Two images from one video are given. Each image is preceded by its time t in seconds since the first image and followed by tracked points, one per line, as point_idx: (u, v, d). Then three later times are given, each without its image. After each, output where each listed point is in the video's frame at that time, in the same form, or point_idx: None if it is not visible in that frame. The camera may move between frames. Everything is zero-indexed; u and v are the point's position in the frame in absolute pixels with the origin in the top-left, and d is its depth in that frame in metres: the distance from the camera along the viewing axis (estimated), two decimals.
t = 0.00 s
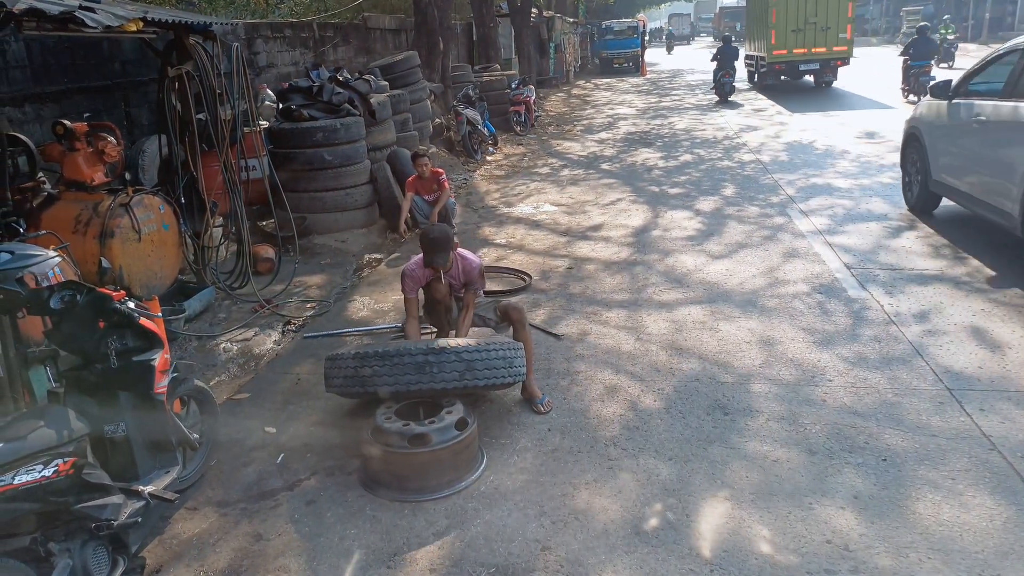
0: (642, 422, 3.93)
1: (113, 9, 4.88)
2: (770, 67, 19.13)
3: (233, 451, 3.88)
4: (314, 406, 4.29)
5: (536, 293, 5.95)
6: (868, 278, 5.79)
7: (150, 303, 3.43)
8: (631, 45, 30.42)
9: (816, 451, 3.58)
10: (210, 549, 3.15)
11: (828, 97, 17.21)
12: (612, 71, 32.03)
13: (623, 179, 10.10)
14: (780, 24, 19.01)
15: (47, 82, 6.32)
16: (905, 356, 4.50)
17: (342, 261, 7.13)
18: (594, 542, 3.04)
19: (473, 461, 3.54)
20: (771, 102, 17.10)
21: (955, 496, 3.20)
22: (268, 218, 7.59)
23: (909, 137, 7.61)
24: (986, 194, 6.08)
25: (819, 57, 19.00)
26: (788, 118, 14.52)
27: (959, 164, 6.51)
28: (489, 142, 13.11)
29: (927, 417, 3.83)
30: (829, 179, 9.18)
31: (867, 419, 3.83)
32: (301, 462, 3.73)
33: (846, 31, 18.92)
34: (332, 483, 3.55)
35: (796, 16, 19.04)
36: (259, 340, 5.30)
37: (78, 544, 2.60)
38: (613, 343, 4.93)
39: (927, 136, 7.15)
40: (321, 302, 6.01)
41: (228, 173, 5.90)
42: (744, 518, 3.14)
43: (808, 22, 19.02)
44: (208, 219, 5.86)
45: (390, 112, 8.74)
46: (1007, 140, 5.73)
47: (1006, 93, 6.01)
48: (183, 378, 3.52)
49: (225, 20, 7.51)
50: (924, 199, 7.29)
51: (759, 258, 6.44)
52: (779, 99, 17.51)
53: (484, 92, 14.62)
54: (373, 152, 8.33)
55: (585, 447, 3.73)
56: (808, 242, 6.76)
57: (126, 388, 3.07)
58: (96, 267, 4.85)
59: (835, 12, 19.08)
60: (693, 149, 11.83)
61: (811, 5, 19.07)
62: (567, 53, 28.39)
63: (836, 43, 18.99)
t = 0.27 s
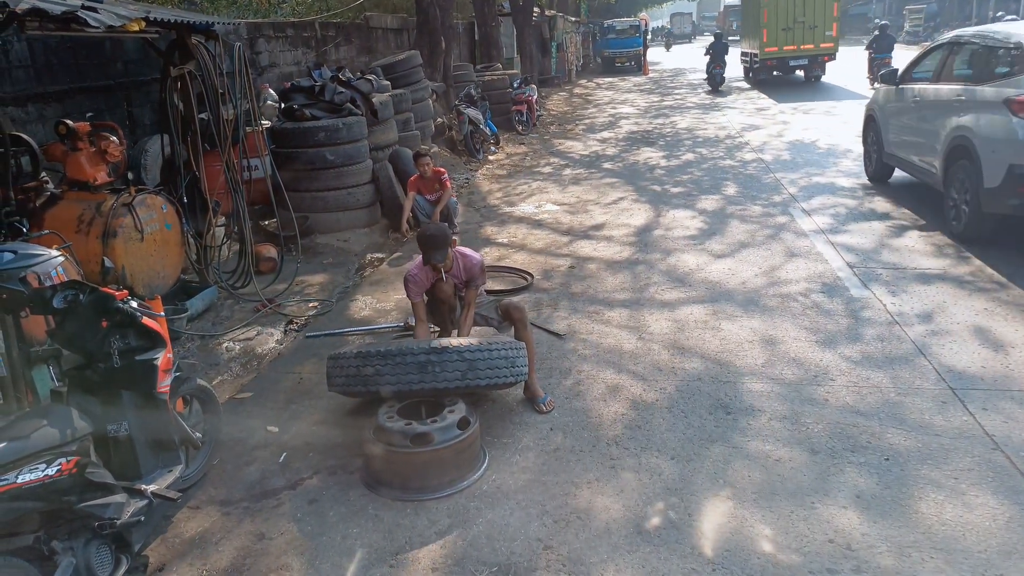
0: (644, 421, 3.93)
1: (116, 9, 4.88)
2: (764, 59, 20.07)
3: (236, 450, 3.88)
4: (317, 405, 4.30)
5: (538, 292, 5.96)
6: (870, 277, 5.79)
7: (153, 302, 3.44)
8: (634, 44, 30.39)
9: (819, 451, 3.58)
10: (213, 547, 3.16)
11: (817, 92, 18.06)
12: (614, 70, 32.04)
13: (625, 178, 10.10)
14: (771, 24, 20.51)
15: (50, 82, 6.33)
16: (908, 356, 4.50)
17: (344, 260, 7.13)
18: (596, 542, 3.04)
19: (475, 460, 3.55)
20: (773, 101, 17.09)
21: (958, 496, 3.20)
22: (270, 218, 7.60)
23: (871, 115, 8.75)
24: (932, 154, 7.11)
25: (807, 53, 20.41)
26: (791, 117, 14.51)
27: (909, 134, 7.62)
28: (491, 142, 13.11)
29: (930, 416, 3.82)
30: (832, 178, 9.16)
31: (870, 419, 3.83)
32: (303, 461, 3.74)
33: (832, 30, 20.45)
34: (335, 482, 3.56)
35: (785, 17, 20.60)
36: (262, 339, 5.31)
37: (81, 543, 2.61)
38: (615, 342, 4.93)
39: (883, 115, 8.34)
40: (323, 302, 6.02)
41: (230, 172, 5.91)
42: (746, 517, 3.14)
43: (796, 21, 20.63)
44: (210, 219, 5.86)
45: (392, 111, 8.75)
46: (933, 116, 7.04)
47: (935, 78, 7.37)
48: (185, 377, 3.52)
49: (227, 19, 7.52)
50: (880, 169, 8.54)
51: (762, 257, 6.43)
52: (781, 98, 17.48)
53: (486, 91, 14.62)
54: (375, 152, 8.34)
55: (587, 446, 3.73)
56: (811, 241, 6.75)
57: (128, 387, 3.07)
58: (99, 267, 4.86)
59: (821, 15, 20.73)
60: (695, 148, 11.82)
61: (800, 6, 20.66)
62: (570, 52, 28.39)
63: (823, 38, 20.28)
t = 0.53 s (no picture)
0: (646, 420, 3.94)
1: (120, 7, 4.86)
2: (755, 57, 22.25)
3: (239, 448, 3.89)
4: (319, 404, 4.30)
5: (540, 291, 5.96)
6: (873, 276, 5.79)
7: (156, 301, 3.44)
8: (636, 42, 30.35)
9: (822, 450, 3.58)
10: (217, 545, 3.17)
11: (811, 87, 18.62)
12: (616, 69, 32.03)
13: (628, 177, 10.09)
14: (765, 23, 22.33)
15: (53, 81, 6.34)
16: (911, 354, 4.50)
17: (347, 259, 7.14)
18: (599, 540, 3.05)
19: (478, 458, 3.55)
20: (776, 100, 17.08)
21: (961, 495, 3.20)
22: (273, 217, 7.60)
23: (843, 102, 10.03)
24: (888, 130, 8.44)
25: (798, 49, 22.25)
26: (793, 115, 14.50)
27: (867, 118, 9.06)
28: (493, 141, 13.10)
29: (933, 415, 3.82)
30: (834, 177, 9.15)
31: (873, 418, 3.83)
32: (306, 460, 3.75)
33: (820, 28, 22.37)
34: (337, 480, 3.56)
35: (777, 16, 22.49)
36: (265, 338, 5.32)
37: (85, 541, 2.62)
38: (617, 341, 4.94)
39: (854, 98, 9.61)
40: (326, 301, 6.03)
41: (233, 172, 5.92)
42: (749, 517, 3.14)
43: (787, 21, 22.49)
44: (213, 218, 5.87)
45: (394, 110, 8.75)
46: (882, 102, 8.62)
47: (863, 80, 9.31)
48: (188, 375, 3.53)
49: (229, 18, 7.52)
50: (851, 147, 9.79)
51: (765, 256, 6.43)
52: (784, 97, 17.47)
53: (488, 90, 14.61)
54: (377, 151, 8.34)
55: (589, 445, 3.73)
56: (813, 240, 6.75)
57: (132, 385, 3.08)
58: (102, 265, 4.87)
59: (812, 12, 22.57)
60: (698, 146, 11.81)
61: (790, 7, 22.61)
62: (572, 51, 28.36)
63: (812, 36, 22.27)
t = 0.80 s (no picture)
0: (649, 418, 3.93)
1: (122, 7, 4.87)
2: (753, 53, 23.32)
3: (242, 446, 3.90)
4: (322, 402, 4.31)
5: (543, 290, 5.96)
6: (876, 275, 5.77)
7: (159, 299, 3.44)
8: (639, 40, 30.31)
9: (825, 449, 3.57)
10: (220, 543, 3.18)
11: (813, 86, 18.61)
12: (619, 67, 32.02)
13: (631, 175, 10.09)
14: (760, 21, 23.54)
15: (57, 80, 6.34)
16: (915, 353, 4.49)
17: (350, 258, 7.14)
18: (601, 539, 3.05)
19: (481, 457, 3.55)
20: (779, 98, 17.06)
21: (965, 493, 3.20)
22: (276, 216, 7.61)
23: (824, 91, 11.25)
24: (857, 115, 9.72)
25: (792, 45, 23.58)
26: (796, 114, 14.49)
27: (848, 98, 10.03)
28: (496, 139, 13.10)
29: (937, 414, 3.82)
30: (838, 175, 9.13)
31: (876, 416, 3.82)
32: (309, 458, 3.75)
33: (813, 24, 23.81)
34: (340, 478, 3.57)
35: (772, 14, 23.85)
36: (268, 336, 5.32)
37: (89, 539, 2.62)
38: (620, 339, 4.93)
39: (831, 90, 10.89)
40: (329, 299, 6.03)
41: (236, 170, 5.93)
42: (752, 515, 3.14)
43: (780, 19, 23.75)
44: (216, 217, 5.88)
45: (397, 109, 8.75)
46: (854, 89, 9.84)
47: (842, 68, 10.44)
48: (192, 374, 3.54)
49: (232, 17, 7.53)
50: (828, 131, 11.04)
51: (768, 254, 6.42)
52: (787, 95, 17.44)
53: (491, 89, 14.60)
54: (380, 149, 8.35)
55: (592, 443, 3.73)
56: (817, 238, 6.74)
57: (135, 384, 3.09)
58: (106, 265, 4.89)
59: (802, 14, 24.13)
60: (701, 145, 11.79)
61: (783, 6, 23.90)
62: (575, 49, 28.36)
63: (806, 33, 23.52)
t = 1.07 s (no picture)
0: (652, 417, 3.93)
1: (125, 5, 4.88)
2: (750, 49, 24.31)
3: (246, 444, 3.91)
4: (326, 400, 4.32)
5: (546, 288, 5.96)
6: (879, 273, 5.76)
7: (163, 298, 3.45)
8: (642, 38, 30.26)
9: (829, 447, 3.57)
10: (224, 541, 3.18)
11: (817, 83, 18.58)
12: (622, 64, 32.01)
13: (633, 174, 10.08)
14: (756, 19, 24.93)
15: (60, 79, 6.36)
16: (919, 351, 4.48)
17: (353, 256, 7.15)
18: (604, 537, 3.05)
19: (483, 455, 3.56)
20: (782, 96, 17.03)
21: (968, 492, 3.19)
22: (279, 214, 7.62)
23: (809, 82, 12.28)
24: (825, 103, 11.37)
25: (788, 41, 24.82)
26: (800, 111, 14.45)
27: (832, 82, 11.03)
28: (499, 138, 13.09)
29: (941, 412, 3.81)
30: (842, 173, 9.12)
31: (880, 415, 3.81)
32: (313, 457, 3.76)
33: (806, 22, 24.97)
34: (344, 476, 3.57)
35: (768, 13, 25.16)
36: (271, 335, 5.33)
37: (94, 536, 2.63)
38: (623, 337, 4.93)
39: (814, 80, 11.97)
40: (332, 298, 6.04)
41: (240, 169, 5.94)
42: (755, 513, 3.13)
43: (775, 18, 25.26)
44: (219, 215, 5.89)
45: (400, 108, 8.75)
46: (829, 80, 11.17)
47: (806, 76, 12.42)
48: (196, 372, 3.55)
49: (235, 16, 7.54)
50: (812, 116, 12.12)
51: (772, 252, 6.41)
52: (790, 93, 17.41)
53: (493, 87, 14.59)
54: (383, 148, 8.34)
55: (595, 441, 3.73)
56: (820, 236, 6.73)
57: (140, 382, 3.09)
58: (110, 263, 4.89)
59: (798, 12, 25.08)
60: (704, 143, 11.78)
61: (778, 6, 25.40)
62: (578, 47, 28.35)
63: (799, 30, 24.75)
